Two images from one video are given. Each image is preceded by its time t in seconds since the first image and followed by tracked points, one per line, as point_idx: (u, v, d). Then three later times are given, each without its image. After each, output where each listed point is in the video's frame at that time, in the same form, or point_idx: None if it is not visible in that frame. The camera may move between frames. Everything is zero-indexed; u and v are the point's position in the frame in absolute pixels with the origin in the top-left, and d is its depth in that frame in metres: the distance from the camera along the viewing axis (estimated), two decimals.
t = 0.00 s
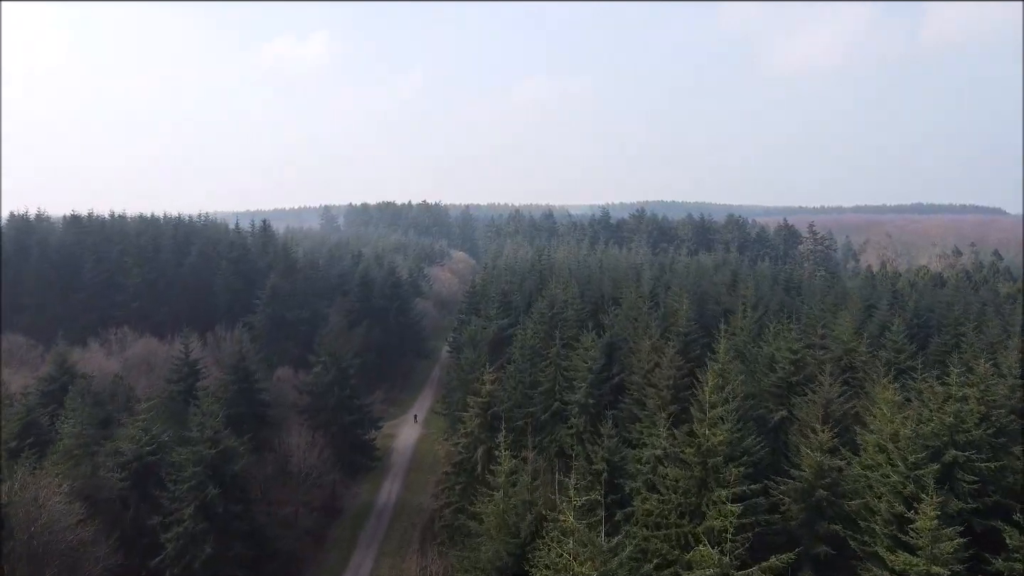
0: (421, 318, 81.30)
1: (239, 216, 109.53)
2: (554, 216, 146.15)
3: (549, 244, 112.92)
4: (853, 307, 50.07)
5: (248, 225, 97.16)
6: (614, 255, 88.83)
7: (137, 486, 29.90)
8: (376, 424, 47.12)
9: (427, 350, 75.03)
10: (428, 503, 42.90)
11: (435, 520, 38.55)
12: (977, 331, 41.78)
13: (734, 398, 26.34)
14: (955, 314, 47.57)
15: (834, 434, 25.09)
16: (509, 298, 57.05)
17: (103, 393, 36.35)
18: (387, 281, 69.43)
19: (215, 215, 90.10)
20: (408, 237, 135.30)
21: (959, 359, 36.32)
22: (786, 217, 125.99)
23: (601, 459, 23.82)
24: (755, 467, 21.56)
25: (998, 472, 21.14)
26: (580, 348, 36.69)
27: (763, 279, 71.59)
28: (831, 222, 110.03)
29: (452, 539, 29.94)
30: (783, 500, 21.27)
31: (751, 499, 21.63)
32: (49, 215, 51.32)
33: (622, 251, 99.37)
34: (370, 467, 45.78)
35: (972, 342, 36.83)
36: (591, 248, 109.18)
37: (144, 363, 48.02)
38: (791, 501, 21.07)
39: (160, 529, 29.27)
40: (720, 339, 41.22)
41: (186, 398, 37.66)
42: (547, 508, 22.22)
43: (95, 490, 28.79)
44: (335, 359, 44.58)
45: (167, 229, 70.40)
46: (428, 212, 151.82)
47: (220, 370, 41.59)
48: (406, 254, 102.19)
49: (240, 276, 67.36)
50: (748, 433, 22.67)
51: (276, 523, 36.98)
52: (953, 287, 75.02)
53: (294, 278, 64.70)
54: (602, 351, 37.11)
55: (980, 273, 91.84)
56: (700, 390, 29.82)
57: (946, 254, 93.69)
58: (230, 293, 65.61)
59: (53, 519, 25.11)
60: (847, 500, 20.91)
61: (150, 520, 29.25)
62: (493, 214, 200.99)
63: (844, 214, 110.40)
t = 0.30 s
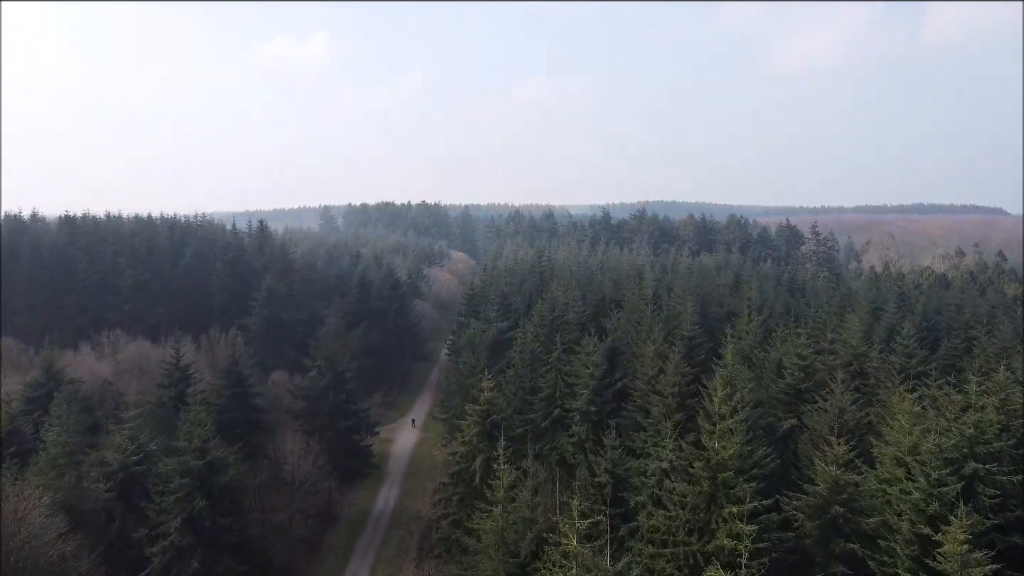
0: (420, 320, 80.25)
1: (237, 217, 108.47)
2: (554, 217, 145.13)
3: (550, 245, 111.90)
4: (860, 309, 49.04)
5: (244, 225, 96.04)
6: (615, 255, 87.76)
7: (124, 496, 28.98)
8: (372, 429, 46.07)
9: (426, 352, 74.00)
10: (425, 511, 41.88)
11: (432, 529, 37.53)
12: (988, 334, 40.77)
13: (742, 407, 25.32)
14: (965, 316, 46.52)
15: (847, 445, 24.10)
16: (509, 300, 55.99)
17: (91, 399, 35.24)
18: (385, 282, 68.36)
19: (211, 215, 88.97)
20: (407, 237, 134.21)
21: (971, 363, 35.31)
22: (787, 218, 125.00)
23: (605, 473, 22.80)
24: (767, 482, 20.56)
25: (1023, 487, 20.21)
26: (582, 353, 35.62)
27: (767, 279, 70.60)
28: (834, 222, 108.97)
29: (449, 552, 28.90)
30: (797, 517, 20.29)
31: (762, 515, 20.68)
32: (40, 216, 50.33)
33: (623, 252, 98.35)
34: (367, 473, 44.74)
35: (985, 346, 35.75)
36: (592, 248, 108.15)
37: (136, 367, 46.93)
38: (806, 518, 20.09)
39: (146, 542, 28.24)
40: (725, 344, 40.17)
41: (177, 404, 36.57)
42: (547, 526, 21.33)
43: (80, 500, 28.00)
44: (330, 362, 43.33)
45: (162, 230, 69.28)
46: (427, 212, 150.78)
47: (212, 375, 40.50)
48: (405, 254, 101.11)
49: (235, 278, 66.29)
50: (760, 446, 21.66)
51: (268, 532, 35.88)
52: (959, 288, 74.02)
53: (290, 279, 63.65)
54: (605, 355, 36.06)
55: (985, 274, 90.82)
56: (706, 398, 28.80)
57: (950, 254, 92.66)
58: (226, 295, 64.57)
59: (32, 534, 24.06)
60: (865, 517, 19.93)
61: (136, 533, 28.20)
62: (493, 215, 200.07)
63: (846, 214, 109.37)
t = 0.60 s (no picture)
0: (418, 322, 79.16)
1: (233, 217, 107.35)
2: (554, 217, 144.01)
3: (549, 245, 110.80)
4: (867, 312, 47.97)
5: (241, 224, 94.78)
6: (616, 256, 86.60)
7: (109, 507, 27.94)
8: (369, 435, 44.91)
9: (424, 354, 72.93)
10: (422, 520, 40.79)
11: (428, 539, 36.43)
12: (1001, 338, 39.67)
13: (752, 417, 24.30)
14: (975, 319, 45.41)
15: (863, 457, 23.06)
16: (508, 303, 54.86)
17: (78, 404, 34.11)
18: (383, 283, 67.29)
19: (207, 215, 87.78)
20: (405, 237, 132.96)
21: (985, 369, 34.22)
22: (789, 218, 123.93)
23: (610, 487, 21.90)
24: (778, 498, 19.67)
25: None
26: (584, 356, 34.50)
27: (770, 280, 69.51)
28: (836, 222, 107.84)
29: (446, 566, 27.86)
30: (813, 534, 19.36)
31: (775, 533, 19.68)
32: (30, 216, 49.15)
33: (623, 252, 97.19)
34: (363, 480, 43.64)
35: (998, 350, 34.74)
36: (592, 249, 106.99)
37: (127, 370, 45.82)
38: (820, 535, 19.18)
39: (130, 557, 27.17)
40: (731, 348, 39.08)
41: (166, 411, 35.43)
42: (549, 546, 20.40)
43: (62, 511, 26.98)
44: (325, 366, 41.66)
45: (156, 230, 68.04)
46: (426, 212, 149.60)
47: (203, 380, 39.29)
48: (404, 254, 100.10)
49: (231, 279, 65.08)
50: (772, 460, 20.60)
51: (260, 543, 34.76)
52: (964, 290, 72.94)
53: (286, 281, 62.48)
54: (607, 360, 34.96)
55: (990, 274, 89.77)
56: (713, 406, 27.73)
57: (955, 255, 91.52)
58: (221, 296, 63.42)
59: (8, 551, 22.96)
60: (885, 537, 18.98)
61: (120, 547, 27.13)
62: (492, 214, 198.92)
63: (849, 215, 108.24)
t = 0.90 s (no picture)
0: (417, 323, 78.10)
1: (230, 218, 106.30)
2: (554, 218, 142.90)
3: (549, 245, 109.68)
4: (874, 314, 46.88)
5: (238, 224, 93.64)
6: (617, 257, 85.53)
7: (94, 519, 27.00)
8: (364, 440, 43.80)
9: (422, 357, 71.87)
10: (418, 528, 39.72)
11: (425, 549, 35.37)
12: (1013, 342, 38.56)
13: (762, 428, 23.22)
14: (985, 322, 44.29)
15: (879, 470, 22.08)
16: (508, 305, 53.78)
17: (64, 411, 33.05)
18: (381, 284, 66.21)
19: (203, 215, 86.62)
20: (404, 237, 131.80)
21: (998, 375, 33.14)
22: (791, 218, 122.84)
23: (614, 503, 20.88)
24: (792, 515, 18.68)
25: None
26: (585, 361, 33.43)
27: (774, 281, 68.42)
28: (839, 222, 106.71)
29: None
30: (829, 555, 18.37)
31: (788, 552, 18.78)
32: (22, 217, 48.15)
33: (624, 253, 96.06)
34: (358, 487, 42.56)
35: (1012, 354, 33.69)
36: (592, 250, 105.88)
37: (117, 375, 44.73)
38: (838, 556, 18.19)
39: (113, 571, 26.10)
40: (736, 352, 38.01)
41: (155, 417, 34.35)
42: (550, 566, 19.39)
43: (44, 524, 25.72)
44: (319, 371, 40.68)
45: (151, 231, 66.98)
46: (425, 212, 148.49)
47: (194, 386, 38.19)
48: (402, 255, 99.01)
49: (226, 281, 63.97)
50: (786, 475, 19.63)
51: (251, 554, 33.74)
52: (970, 291, 71.81)
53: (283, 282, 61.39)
54: (610, 365, 33.88)
55: (995, 275, 88.72)
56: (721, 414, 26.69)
57: (959, 256, 90.40)
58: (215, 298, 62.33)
59: None
60: (906, 558, 18.01)
61: (102, 561, 26.07)
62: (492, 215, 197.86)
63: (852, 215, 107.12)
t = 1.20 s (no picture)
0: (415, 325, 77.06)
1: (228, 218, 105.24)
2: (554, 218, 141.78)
3: (549, 246, 108.56)
4: (881, 317, 45.79)
5: (235, 224, 92.53)
6: (618, 257, 84.45)
7: (70, 533, 25.84)
8: (359, 447, 42.72)
9: (421, 359, 70.82)
10: (414, 537, 38.66)
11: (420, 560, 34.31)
12: None
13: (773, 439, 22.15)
14: (996, 325, 43.18)
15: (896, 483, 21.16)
16: (507, 307, 52.67)
17: (49, 417, 31.97)
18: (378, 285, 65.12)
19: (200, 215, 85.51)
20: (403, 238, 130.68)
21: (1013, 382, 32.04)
22: (793, 218, 121.74)
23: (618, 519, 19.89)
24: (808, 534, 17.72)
25: None
26: (587, 366, 32.30)
27: (778, 282, 67.34)
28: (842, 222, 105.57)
29: None
30: None
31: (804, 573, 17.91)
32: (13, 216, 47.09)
33: (625, 254, 94.89)
34: (353, 494, 41.48)
35: None
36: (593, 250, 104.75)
37: (108, 379, 43.64)
38: None
39: None
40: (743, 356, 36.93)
41: (143, 423, 33.29)
42: None
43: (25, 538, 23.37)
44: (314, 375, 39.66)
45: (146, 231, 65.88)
46: (425, 212, 147.33)
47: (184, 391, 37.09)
48: (401, 255, 97.90)
49: (221, 282, 62.89)
50: (801, 491, 18.72)
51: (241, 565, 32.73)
52: (976, 293, 70.73)
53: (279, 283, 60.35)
54: (612, 370, 32.78)
55: (1000, 275, 87.58)
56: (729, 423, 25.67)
57: (964, 256, 89.23)
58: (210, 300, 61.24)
59: None
60: None
61: None
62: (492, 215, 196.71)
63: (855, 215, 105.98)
